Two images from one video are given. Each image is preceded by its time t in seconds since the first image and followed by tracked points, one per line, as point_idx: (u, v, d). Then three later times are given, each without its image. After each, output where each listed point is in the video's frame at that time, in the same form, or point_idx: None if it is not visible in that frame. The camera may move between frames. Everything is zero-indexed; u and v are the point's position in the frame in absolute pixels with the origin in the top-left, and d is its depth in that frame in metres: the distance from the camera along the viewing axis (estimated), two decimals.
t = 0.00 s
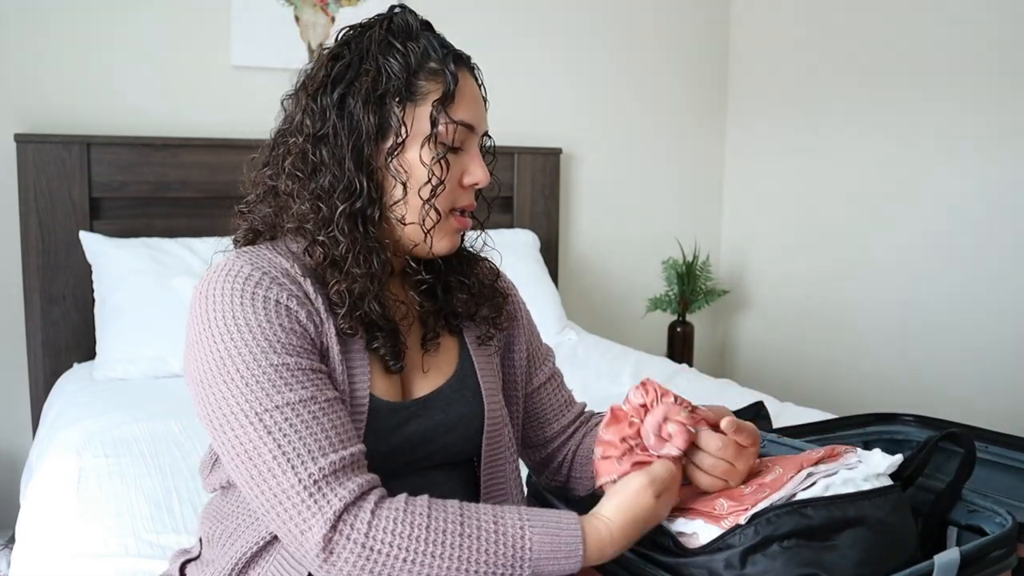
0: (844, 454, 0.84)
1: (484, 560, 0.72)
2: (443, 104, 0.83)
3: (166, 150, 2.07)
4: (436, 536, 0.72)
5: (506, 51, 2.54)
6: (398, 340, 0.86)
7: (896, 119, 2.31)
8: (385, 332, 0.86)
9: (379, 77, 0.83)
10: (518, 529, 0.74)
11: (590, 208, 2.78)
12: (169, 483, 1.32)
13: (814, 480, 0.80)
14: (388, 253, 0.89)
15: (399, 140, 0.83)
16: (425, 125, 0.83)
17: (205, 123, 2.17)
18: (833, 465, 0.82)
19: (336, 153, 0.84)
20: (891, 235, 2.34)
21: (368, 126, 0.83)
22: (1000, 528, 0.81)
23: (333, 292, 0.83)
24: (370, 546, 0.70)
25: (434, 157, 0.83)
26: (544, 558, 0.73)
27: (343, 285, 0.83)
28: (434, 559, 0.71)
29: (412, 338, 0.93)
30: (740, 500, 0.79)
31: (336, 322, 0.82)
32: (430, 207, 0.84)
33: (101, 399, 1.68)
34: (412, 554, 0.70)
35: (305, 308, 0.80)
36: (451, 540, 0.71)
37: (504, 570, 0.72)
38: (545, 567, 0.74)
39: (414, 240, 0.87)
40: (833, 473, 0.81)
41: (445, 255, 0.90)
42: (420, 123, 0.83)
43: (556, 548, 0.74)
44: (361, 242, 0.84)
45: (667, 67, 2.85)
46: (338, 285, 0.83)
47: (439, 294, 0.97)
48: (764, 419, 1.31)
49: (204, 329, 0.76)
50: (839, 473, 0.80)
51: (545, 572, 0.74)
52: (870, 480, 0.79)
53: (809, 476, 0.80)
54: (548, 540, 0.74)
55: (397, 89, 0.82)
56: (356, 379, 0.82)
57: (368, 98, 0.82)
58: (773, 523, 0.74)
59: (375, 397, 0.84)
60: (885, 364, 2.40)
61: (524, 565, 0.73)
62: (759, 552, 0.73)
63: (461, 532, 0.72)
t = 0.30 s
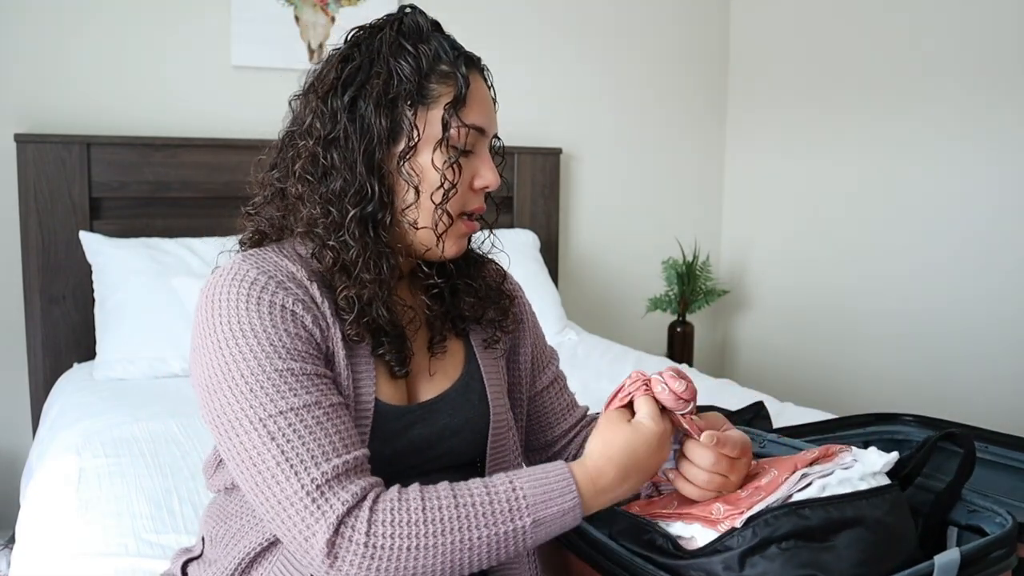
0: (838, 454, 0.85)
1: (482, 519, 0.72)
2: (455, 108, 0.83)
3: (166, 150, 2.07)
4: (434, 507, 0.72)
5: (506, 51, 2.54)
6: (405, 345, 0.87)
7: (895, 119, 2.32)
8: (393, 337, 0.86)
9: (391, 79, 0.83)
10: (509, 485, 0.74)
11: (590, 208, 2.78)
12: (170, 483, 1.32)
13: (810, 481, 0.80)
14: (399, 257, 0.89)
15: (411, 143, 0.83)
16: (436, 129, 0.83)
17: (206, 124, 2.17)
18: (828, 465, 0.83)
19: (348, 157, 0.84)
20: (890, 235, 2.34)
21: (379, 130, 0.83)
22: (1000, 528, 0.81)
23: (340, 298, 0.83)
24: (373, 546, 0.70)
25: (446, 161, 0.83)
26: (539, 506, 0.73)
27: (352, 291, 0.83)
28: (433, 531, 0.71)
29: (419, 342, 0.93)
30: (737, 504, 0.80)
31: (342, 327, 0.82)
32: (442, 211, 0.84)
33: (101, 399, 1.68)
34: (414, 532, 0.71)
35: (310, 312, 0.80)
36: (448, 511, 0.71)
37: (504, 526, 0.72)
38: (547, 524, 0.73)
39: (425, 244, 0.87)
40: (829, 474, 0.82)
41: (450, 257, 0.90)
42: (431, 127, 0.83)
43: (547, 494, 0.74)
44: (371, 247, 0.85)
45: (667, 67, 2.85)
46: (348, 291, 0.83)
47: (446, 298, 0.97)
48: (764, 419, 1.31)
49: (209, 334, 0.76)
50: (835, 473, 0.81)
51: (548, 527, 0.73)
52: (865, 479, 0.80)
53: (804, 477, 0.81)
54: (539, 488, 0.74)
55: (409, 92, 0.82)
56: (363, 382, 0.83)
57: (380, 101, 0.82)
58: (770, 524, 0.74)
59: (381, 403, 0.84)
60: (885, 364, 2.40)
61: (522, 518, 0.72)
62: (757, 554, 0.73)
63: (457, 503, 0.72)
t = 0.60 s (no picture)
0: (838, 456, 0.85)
1: (476, 522, 0.72)
2: (463, 112, 0.83)
3: (166, 150, 2.07)
4: (430, 512, 0.72)
5: (506, 51, 2.54)
6: (406, 349, 0.86)
7: (895, 119, 2.32)
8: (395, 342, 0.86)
9: (398, 83, 0.82)
10: (499, 488, 0.74)
11: (590, 208, 2.78)
12: (169, 483, 1.32)
13: (811, 483, 0.80)
14: (403, 262, 0.89)
15: (418, 148, 0.83)
16: (444, 133, 0.83)
17: (205, 124, 2.17)
18: (828, 467, 0.82)
19: (354, 160, 0.84)
20: (890, 235, 2.34)
21: (386, 133, 0.83)
22: (1000, 529, 0.81)
23: (342, 302, 0.83)
24: (371, 552, 0.69)
25: (453, 166, 0.83)
26: (530, 506, 0.73)
27: (355, 295, 0.83)
28: (428, 535, 0.71)
29: (420, 346, 0.93)
30: (737, 505, 0.79)
31: (344, 332, 0.82)
32: (449, 216, 0.84)
33: (100, 399, 1.68)
34: (411, 537, 0.71)
35: (311, 318, 0.79)
36: (444, 515, 0.72)
37: (496, 525, 0.72)
38: (540, 525, 0.73)
39: (432, 249, 0.87)
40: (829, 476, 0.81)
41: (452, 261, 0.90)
42: (439, 131, 0.83)
43: (536, 493, 0.74)
44: (377, 250, 0.85)
45: (667, 67, 2.85)
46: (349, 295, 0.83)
47: (448, 302, 0.97)
48: (764, 419, 1.31)
49: (210, 339, 0.76)
50: (835, 475, 0.81)
51: (542, 528, 0.74)
52: (865, 481, 0.80)
53: (804, 480, 0.80)
54: (528, 489, 0.74)
55: (417, 96, 0.82)
56: (366, 387, 0.83)
57: (387, 104, 0.82)
58: (770, 525, 0.74)
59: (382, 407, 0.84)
60: (885, 364, 2.40)
61: (514, 518, 0.73)
62: (757, 556, 0.73)
63: (452, 507, 0.73)
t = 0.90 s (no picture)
0: (841, 458, 0.85)
1: (463, 528, 0.73)
2: (453, 111, 0.82)
3: (166, 150, 2.07)
4: (419, 521, 0.73)
5: (506, 51, 2.54)
6: (401, 350, 0.86)
7: (895, 119, 2.32)
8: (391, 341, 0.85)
9: (389, 82, 0.83)
10: (487, 498, 0.75)
11: (590, 208, 2.78)
12: (169, 483, 1.32)
13: (813, 484, 0.80)
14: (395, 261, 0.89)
15: (407, 146, 0.82)
16: (434, 132, 0.83)
17: (206, 124, 2.17)
18: (831, 469, 0.82)
19: (344, 159, 0.84)
20: (890, 235, 2.34)
21: (375, 132, 0.83)
22: (1000, 529, 0.81)
23: (335, 301, 0.83)
24: (359, 559, 0.70)
25: (443, 164, 0.83)
26: (516, 511, 0.74)
27: (347, 295, 0.83)
28: (417, 543, 0.71)
29: (418, 348, 0.92)
30: (739, 506, 0.79)
31: (337, 331, 0.82)
32: (436, 216, 0.83)
33: (100, 399, 1.68)
34: (400, 545, 0.71)
35: (304, 321, 0.79)
36: (432, 523, 0.72)
37: (483, 531, 0.73)
38: (526, 532, 0.74)
39: (422, 249, 0.86)
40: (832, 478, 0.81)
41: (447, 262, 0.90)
42: (428, 130, 0.83)
43: (522, 501, 0.75)
44: (366, 250, 0.84)
45: (667, 67, 2.85)
46: (341, 294, 0.83)
47: (445, 304, 0.97)
48: (764, 419, 1.31)
49: (205, 342, 0.76)
50: (838, 476, 0.81)
51: (530, 535, 0.74)
52: (868, 483, 0.80)
53: (808, 481, 0.80)
54: (515, 498, 0.75)
55: (407, 94, 0.82)
56: (360, 387, 0.83)
57: (377, 103, 0.82)
58: (772, 525, 0.74)
59: (378, 409, 0.84)
60: (885, 364, 2.40)
61: (501, 523, 0.73)
62: (759, 556, 0.73)
63: (442, 516, 0.73)
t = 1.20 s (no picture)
0: (840, 458, 0.85)
1: (456, 543, 0.72)
2: (448, 109, 0.82)
3: (166, 150, 2.07)
4: (410, 532, 0.72)
5: (506, 52, 2.54)
6: (396, 349, 0.86)
7: (897, 119, 2.31)
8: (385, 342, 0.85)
9: (384, 81, 0.83)
10: (484, 514, 0.74)
11: (590, 208, 2.78)
12: (169, 483, 1.32)
13: (813, 486, 0.80)
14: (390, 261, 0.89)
15: (402, 145, 0.82)
16: (429, 131, 0.82)
17: (205, 124, 2.17)
18: (830, 469, 0.82)
19: (339, 158, 0.84)
20: (891, 235, 2.34)
21: (369, 131, 0.83)
22: (1000, 529, 0.81)
23: (329, 301, 0.83)
24: (349, 567, 0.70)
25: (437, 164, 0.82)
26: (512, 528, 0.73)
27: (340, 294, 0.83)
28: (408, 555, 0.71)
29: (415, 348, 0.93)
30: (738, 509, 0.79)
31: (331, 330, 0.82)
32: (431, 216, 0.83)
33: (100, 398, 1.68)
34: (389, 557, 0.71)
35: (298, 325, 0.79)
36: (424, 536, 0.72)
37: (477, 551, 0.72)
38: (521, 551, 0.73)
39: (415, 249, 0.86)
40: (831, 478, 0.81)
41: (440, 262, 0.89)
42: (423, 129, 0.82)
43: (521, 520, 0.74)
44: (360, 249, 0.84)
45: (667, 67, 2.85)
46: (335, 293, 0.83)
47: (442, 304, 0.96)
48: (764, 419, 1.31)
49: (199, 346, 0.76)
50: (838, 477, 0.81)
51: (525, 554, 0.73)
52: (868, 483, 0.80)
53: (807, 483, 0.80)
54: (514, 515, 0.74)
55: (402, 93, 0.82)
56: (354, 388, 0.83)
57: (371, 101, 0.82)
58: (772, 525, 0.74)
59: (374, 412, 0.83)
60: (886, 363, 2.40)
61: (496, 542, 0.73)
62: (760, 557, 0.73)
63: (435, 529, 0.73)
